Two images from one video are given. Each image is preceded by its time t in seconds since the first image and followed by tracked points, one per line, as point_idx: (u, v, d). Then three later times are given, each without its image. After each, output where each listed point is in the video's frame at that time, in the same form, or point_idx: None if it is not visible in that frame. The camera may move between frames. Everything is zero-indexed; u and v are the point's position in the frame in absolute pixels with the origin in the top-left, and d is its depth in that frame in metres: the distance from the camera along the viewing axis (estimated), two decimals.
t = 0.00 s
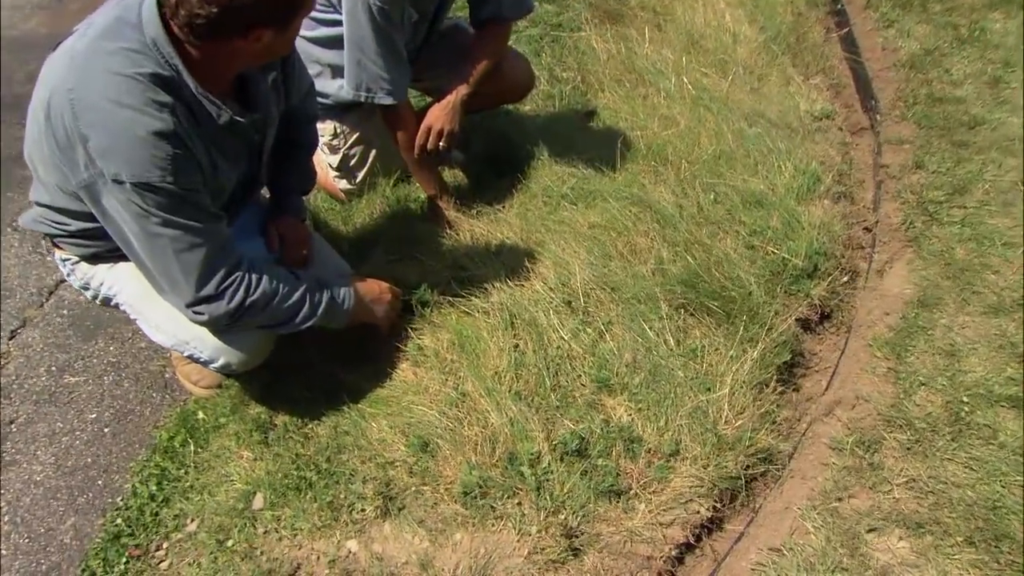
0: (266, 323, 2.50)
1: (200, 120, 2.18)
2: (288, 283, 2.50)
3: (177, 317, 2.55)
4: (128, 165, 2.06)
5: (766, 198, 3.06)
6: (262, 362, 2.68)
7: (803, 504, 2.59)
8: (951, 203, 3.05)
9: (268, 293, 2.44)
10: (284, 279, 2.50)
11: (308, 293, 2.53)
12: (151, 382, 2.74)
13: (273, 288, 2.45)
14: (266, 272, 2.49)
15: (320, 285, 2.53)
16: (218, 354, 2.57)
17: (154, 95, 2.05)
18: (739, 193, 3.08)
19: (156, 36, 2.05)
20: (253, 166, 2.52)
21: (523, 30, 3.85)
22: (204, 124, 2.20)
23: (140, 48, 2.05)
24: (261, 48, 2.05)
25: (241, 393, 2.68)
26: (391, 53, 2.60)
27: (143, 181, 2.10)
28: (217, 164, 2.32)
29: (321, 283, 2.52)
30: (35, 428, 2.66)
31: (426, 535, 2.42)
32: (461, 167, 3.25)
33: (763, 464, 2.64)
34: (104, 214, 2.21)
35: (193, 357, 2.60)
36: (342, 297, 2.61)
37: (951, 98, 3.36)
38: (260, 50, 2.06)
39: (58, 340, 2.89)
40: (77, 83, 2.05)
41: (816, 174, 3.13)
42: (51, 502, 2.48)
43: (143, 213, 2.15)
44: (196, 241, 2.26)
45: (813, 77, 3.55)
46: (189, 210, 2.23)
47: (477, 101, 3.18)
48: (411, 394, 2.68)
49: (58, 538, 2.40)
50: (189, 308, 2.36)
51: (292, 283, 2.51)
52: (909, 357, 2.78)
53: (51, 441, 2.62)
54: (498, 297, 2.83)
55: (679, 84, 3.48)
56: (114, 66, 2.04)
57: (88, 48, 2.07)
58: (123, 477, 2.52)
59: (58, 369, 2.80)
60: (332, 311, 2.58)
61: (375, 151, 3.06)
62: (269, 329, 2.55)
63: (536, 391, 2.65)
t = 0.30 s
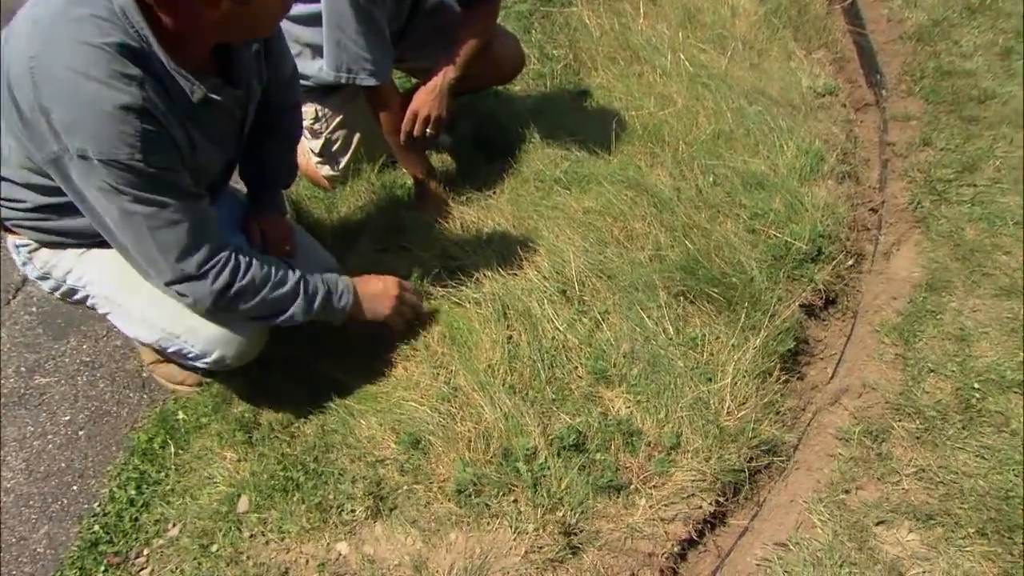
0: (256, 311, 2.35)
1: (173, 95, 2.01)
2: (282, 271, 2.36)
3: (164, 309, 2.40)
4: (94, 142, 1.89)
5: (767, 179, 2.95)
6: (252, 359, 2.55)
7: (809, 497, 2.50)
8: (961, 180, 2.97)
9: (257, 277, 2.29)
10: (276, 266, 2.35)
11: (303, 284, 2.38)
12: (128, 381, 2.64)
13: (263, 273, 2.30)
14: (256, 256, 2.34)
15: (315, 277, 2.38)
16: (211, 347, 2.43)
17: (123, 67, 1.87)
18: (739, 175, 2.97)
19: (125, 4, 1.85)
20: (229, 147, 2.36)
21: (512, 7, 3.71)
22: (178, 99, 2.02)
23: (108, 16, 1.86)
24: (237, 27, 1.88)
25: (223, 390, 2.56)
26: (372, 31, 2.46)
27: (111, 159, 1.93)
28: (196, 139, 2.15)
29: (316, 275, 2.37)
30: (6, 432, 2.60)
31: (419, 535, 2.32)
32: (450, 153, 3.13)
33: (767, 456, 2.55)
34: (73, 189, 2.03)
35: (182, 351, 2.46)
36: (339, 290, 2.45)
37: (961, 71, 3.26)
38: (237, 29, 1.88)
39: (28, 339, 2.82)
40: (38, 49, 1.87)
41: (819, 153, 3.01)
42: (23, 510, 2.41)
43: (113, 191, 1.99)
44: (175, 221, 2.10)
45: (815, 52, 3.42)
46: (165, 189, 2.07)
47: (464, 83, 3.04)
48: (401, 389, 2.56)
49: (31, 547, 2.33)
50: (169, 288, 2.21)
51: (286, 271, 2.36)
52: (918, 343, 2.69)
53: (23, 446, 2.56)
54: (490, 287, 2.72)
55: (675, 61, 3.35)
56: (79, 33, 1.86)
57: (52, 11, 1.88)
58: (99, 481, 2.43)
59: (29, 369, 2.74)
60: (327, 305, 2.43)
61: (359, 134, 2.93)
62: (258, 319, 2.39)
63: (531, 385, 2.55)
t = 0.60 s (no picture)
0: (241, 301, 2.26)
1: (150, 91, 1.93)
2: (262, 254, 2.24)
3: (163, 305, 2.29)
4: (68, 142, 1.80)
5: (765, 167, 2.85)
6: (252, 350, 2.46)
7: (811, 496, 2.42)
8: (965, 165, 2.90)
9: (237, 268, 2.19)
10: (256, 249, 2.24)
11: (285, 262, 2.26)
12: (102, 387, 2.55)
13: (241, 262, 2.20)
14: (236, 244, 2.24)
15: (296, 254, 2.24)
16: (218, 338, 2.34)
17: (97, 64, 1.79)
18: (736, 163, 2.87)
19: None
20: (210, 145, 2.29)
21: None
22: (154, 94, 1.94)
23: (80, 9, 1.77)
24: (218, 20, 1.81)
25: (203, 393, 2.45)
26: (352, 17, 2.37)
27: (87, 159, 1.84)
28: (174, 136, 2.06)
29: (297, 253, 2.23)
30: None
31: (409, 541, 2.23)
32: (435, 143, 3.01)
33: (767, 454, 2.47)
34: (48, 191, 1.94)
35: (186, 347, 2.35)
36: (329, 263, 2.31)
37: (966, 52, 3.19)
38: (218, 23, 1.82)
39: None
40: (6, 46, 1.77)
41: (819, 141, 2.91)
42: None
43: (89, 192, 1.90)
44: (153, 220, 2.01)
45: (814, 34, 3.32)
46: (145, 188, 1.98)
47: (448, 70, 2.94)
48: (389, 390, 2.46)
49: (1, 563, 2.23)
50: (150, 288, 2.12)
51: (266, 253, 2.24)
52: (921, 335, 2.62)
53: None
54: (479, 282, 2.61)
55: (669, 45, 3.25)
56: (50, 29, 1.77)
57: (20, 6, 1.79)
58: (73, 492, 2.34)
59: None
60: (315, 280, 2.30)
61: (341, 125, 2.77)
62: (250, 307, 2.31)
63: (523, 384, 2.46)
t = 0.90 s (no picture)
0: (228, 316, 2.19)
1: (121, 98, 1.87)
2: (252, 269, 2.18)
3: (137, 324, 2.21)
4: (44, 155, 1.74)
5: (761, 163, 2.77)
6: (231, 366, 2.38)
7: (810, 502, 2.35)
8: (966, 160, 2.83)
9: (226, 280, 2.13)
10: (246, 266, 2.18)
11: (275, 279, 2.21)
12: (72, 398, 2.46)
13: (231, 275, 2.14)
14: (224, 256, 2.19)
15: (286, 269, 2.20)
16: (194, 355, 2.26)
17: (68, 73, 1.73)
18: (731, 159, 2.80)
19: (61, 3, 1.72)
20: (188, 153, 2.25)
21: None
22: (127, 102, 1.89)
23: (44, 18, 1.72)
24: (191, 23, 1.79)
25: (179, 403, 2.35)
26: (333, 12, 2.27)
27: (65, 172, 1.78)
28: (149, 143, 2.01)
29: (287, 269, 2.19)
30: None
31: (396, 555, 2.15)
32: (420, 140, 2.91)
33: (766, 459, 2.39)
34: (23, 209, 1.88)
35: (162, 365, 2.27)
36: (318, 283, 2.28)
37: (966, 42, 3.12)
38: (195, 29, 1.81)
39: None
40: None
41: (816, 135, 2.83)
42: None
43: (67, 206, 1.83)
44: (136, 230, 1.95)
45: (811, 25, 3.25)
46: (125, 199, 1.92)
47: (432, 60, 2.85)
48: (375, 397, 2.37)
49: None
50: (135, 301, 2.05)
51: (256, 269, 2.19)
52: (923, 335, 2.55)
53: None
54: (467, 284, 2.52)
55: (661, 38, 3.16)
56: (16, 41, 1.71)
57: None
58: (41, 508, 2.25)
59: None
60: (304, 299, 2.25)
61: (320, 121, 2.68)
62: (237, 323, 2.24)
63: (514, 389, 2.38)
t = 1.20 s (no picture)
0: (216, 322, 2.12)
1: (99, 98, 1.79)
2: (240, 273, 2.12)
3: (119, 329, 2.12)
4: (21, 160, 1.67)
5: (762, 158, 2.68)
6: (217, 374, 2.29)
7: (818, 508, 2.27)
8: (975, 152, 2.69)
9: (214, 285, 2.06)
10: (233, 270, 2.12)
11: (263, 282, 2.14)
12: (45, 411, 2.38)
13: (219, 279, 2.07)
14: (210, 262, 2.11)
15: (274, 271, 2.14)
16: (181, 360, 2.17)
17: (43, 74, 1.66)
18: (731, 154, 2.71)
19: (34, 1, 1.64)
20: (168, 157, 2.15)
21: None
22: (105, 102, 1.80)
23: (18, 17, 1.65)
24: (175, 22, 1.70)
25: (160, 413, 2.24)
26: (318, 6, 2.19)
27: (43, 177, 1.70)
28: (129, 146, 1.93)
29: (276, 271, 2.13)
30: None
31: (389, 569, 2.07)
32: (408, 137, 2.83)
33: (771, 464, 2.31)
34: None
35: (148, 372, 2.18)
36: (307, 285, 2.21)
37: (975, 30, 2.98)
38: (175, 26, 1.72)
39: None
40: None
41: (819, 129, 2.76)
42: None
43: (46, 213, 1.76)
44: (118, 236, 1.88)
45: (813, 15, 3.19)
46: (106, 203, 1.85)
47: (418, 54, 2.75)
48: (365, 405, 2.28)
49: None
50: (119, 310, 1.97)
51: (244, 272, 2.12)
52: (932, 334, 2.45)
53: None
54: (459, 287, 2.43)
55: (658, 30, 3.08)
56: None
57: None
58: (13, 528, 2.17)
59: None
60: (294, 301, 2.19)
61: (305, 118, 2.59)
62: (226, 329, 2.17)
63: (509, 395, 2.29)
